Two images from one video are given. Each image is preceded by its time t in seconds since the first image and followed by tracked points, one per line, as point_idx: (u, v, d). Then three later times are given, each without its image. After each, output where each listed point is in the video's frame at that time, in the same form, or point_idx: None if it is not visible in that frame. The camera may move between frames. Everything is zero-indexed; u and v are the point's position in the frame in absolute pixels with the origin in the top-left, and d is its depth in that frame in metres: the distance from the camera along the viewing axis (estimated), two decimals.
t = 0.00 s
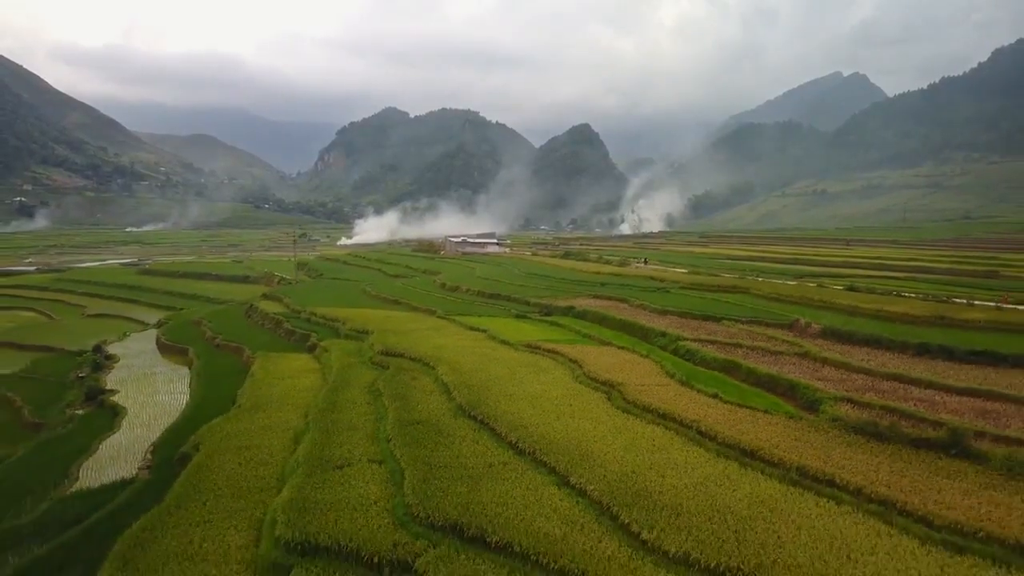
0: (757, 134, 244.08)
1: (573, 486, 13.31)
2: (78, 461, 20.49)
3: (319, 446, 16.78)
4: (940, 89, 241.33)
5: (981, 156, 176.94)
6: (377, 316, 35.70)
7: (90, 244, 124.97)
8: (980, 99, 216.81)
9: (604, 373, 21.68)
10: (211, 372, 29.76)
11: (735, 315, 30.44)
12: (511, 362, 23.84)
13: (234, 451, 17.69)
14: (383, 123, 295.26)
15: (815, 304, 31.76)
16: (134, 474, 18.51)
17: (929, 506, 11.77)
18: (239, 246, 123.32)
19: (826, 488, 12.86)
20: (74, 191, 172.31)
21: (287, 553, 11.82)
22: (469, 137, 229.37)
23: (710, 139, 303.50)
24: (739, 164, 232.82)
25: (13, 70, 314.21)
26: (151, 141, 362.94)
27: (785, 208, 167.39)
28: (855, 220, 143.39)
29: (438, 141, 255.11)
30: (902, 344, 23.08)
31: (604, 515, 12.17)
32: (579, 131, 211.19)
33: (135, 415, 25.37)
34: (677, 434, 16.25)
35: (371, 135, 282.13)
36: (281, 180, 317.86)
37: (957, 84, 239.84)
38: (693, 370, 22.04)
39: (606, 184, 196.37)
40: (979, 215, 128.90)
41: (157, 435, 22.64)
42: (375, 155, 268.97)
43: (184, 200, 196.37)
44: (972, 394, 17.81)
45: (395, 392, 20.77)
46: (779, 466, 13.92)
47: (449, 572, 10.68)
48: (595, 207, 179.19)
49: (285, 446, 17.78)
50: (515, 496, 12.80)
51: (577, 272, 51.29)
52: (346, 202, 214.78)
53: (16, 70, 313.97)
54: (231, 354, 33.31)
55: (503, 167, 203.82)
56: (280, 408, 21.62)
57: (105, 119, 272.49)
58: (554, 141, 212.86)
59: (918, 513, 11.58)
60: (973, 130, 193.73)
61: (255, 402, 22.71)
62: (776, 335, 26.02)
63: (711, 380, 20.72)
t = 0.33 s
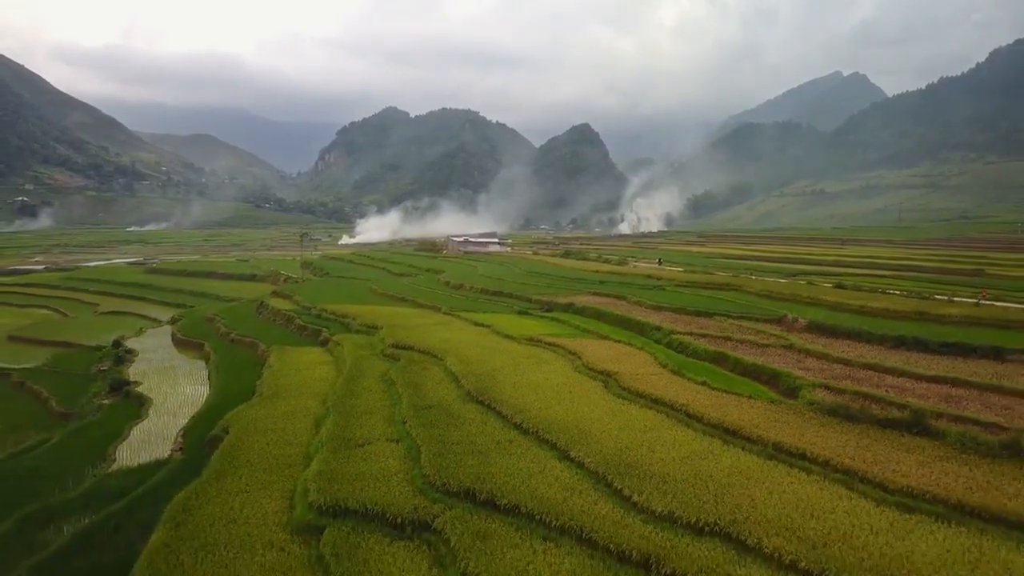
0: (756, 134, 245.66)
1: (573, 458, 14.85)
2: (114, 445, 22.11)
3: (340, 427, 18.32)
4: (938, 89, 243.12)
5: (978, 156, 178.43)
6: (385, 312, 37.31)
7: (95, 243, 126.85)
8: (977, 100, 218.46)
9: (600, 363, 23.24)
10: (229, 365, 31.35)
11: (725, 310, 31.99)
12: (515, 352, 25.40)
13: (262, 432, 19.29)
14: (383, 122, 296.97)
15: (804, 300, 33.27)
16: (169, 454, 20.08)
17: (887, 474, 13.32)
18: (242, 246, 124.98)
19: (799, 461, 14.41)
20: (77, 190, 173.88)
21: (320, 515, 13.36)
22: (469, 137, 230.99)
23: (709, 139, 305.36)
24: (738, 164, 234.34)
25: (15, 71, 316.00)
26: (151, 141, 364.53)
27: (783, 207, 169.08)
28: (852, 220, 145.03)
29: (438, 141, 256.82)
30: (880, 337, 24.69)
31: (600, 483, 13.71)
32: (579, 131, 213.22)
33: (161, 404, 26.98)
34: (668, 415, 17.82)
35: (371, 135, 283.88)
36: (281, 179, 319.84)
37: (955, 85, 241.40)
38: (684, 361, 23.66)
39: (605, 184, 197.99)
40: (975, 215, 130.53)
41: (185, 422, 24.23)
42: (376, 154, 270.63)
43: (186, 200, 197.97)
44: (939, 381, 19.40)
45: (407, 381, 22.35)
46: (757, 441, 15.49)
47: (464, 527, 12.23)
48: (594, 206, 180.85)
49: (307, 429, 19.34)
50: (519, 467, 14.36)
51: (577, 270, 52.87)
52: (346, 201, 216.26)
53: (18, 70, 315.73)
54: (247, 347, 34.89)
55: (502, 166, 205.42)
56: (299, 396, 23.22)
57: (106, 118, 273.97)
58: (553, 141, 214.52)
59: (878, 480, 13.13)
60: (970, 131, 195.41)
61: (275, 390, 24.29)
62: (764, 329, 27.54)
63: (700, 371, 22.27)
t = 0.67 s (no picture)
0: (755, 134, 247.20)
1: (572, 436, 16.40)
2: (144, 430, 23.71)
3: (357, 411, 19.91)
4: (936, 88, 244.92)
5: (975, 156, 179.78)
6: (393, 308, 38.90)
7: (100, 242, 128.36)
8: (975, 100, 220.25)
9: (598, 354, 24.80)
10: (245, 358, 32.92)
11: (718, 306, 33.53)
12: (517, 345, 26.97)
13: (284, 416, 20.86)
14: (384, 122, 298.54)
15: (793, 296, 34.84)
16: (197, 437, 21.61)
17: (853, 446, 14.91)
18: (245, 245, 126.49)
19: (775, 437, 15.98)
20: (80, 190, 175.31)
21: (345, 483, 14.91)
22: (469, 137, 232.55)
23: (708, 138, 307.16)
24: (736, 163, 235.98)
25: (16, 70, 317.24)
26: (151, 139, 365.75)
27: (782, 207, 170.75)
28: (849, 219, 146.76)
29: (438, 141, 258.35)
30: (862, 329, 26.23)
31: (596, 456, 15.25)
32: (579, 130, 214.76)
33: (183, 393, 28.57)
34: (659, 398, 19.36)
35: (371, 134, 285.47)
36: (281, 178, 321.27)
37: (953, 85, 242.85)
38: (675, 351, 25.26)
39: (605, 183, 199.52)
40: (971, 214, 132.28)
41: (207, 409, 25.80)
42: (376, 153, 272.17)
43: (188, 199, 199.52)
44: (911, 368, 20.96)
45: (416, 370, 23.93)
46: (738, 421, 17.06)
47: (476, 492, 13.77)
48: (594, 205, 182.42)
49: (326, 413, 20.91)
50: (524, 443, 15.91)
51: (576, 269, 54.47)
52: (347, 201, 218.02)
53: (18, 70, 317.00)
54: (260, 342, 36.49)
55: (502, 165, 206.99)
56: (315, 384, 24.80)
57: (107, 118, 275.26)
58: (553, 141, 216.02)
59: (844, 452, 14.68)
60: (969, 130, 197.05)
61: (293, 379, 25.88)
62: (753, 322, 29.14)
63: (691, 360, 23.85)
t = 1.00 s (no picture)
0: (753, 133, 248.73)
1: (571, 414, 18.03)
2: (169, 416, 25.33)
3: (372, 395, 21.52)
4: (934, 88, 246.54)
5: (972, 156, 181.15)
6: (398, 304, 40.51)
7: (103, 241, 129.75)
8: (973, 100, 221.90)
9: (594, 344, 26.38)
10: (258, 352, 34.60)
11: (710, 302, 35.11)
12: (519, 337, 28.58)
13: (303, 400, 22.47)
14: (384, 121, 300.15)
15: (782, 291, 36.44)
16: (222, 420, 23.24)
17: (824, 423, 16.50)
18: (247, 244, 128.02)
19: (754, 416, 17.54)
20: (82, 190, 176.79)
21: (365, 456, 16.49)
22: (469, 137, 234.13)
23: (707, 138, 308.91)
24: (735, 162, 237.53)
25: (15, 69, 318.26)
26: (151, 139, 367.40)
27: (780, 206, 172.42)
28: (846, 219, 148.51)
29: (438, 140, 259.82)
30: (844, 322, 27.83)
31: (592, 431, 16.84)
32: (579, 130, 216.37)
33: (202, 383, 30.23)
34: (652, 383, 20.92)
35: (372, 133, 287.03)
36: (281, 177, 322.67)
37: (951, 85, 244.19)
38: (667, 342, 26.88)
39: (604, 183, 201.05)
40: (967, 213, 133.87)
41: (227, 398, 27.40)
42: (376, 152, 273.68)
43: (190, 199, 200.95)
44: (885, 356, 22.55)
45: (424, 360, 25.52)
46: (721, 402, 18.66)
47: (484, 463, 15.36)
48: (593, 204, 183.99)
49: (342, 398, 22.51)
50: (528, 421, 17.53)
51: (574, 266, 56.13)
52: (348, 200, 219.74)
53: (19, 70, 318.22)
54: (273, 336, 38.18)
55: (503, 164, 208.56)
56: (328, 374, 26.37)
57: (107, 117, 276.48)
58: (553, 140, 217.65)
59: (818, 429, 16.19)
60: (966, 130, 198.68)
61: (307, 369, 27.51)
62: (740, 316, 30.79)
63: (682, 350, 25.41)
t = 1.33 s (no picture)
0: (752, 133, 250.23)
1: (568, 397, 19.65)
2: (192, 404, 26.99)
3: (384, 382, 23.15)
4: (932, 87, 248.08)
5: (970, 156, 182.53)
6: (404, 300, 42.14)
7: (107, 241, 131.10)
8: (970, 100, 223.42)
9: (591, 337, 28.01)
10: (271, 345, 36.23)
11: (703, 298, 36.72)
12: (520, 330, 30.18)
13: (319, 388, 24.10)
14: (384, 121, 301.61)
15: (772, 288, 38.07)
16: (244, 406, 24.91)
17: (799, 403, 18.10)
18: (250, 243, 129.47)
19: (736, 398, 19.18)
20: (85, 189, 178.18)
21: (381, 434, 18.09)
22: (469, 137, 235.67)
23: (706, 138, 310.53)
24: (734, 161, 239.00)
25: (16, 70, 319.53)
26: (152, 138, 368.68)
27: (779, 205, 173.99)
28: (844, 218, 150.10)
29: (438, 139, 261.36)
30: (828, 316, 29.46)
31: (587, 412, 18.48)
32: (579, 130, 217.98)
33: (220, 374, 31.90)
34: (644, 371, 22.55)
35: (372, 133, 288.57)
36: (282, 176, 324.02)
37: (949, 85, 245.49)
38: (660, 335, 28.50)
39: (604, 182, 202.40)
40: (964, 212, 135.39)
41: (245, 387, 29.08)
42: (376, 152, 275.21)
43: (191, 198, 202.34)
44: (863, 346, 24.15)
45: (431, 351, 27.15)
46: (707, 386, 20.28)
47: (490, 438, 17.00)
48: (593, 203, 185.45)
49: (356, 385, 24.18)
50: (529, 403, 19.16)
51: (574, 264, 57.70)
52: (348, 199, 221.17)
53: (20, 70, 319.43)
54: (284, 330, 39.81)
55: (502, 163, 210.11)
56: (341, 364, 28.02)
57: (108, 116, 277.79)
58: (553, 140, 219.23)
59: (792, 408, 17.81)
60: (964, 130, 200.18)
61: (320, 360, 29.16)
62: (730, 311, 32.39)
63: (673, 342, 27.02)
